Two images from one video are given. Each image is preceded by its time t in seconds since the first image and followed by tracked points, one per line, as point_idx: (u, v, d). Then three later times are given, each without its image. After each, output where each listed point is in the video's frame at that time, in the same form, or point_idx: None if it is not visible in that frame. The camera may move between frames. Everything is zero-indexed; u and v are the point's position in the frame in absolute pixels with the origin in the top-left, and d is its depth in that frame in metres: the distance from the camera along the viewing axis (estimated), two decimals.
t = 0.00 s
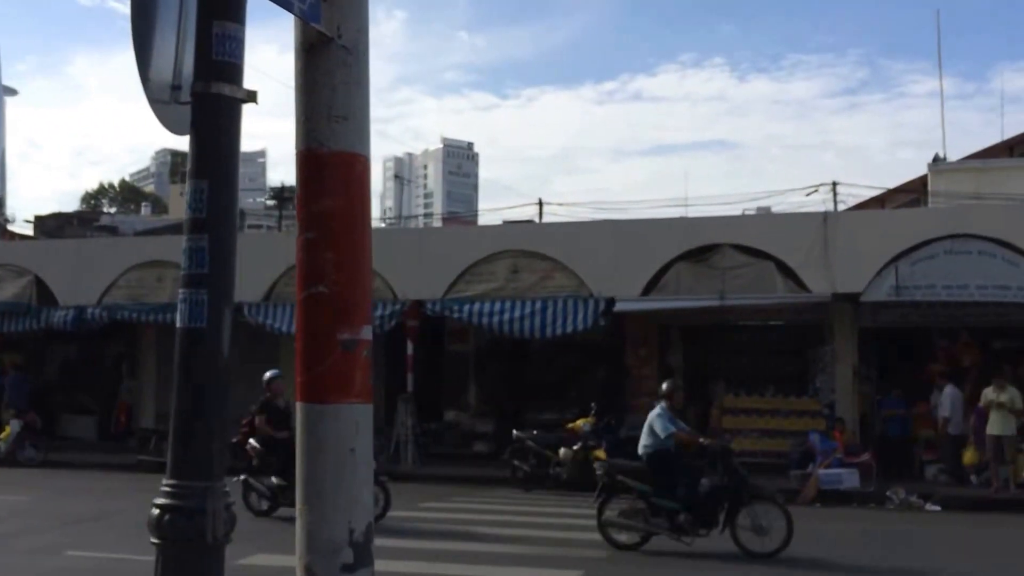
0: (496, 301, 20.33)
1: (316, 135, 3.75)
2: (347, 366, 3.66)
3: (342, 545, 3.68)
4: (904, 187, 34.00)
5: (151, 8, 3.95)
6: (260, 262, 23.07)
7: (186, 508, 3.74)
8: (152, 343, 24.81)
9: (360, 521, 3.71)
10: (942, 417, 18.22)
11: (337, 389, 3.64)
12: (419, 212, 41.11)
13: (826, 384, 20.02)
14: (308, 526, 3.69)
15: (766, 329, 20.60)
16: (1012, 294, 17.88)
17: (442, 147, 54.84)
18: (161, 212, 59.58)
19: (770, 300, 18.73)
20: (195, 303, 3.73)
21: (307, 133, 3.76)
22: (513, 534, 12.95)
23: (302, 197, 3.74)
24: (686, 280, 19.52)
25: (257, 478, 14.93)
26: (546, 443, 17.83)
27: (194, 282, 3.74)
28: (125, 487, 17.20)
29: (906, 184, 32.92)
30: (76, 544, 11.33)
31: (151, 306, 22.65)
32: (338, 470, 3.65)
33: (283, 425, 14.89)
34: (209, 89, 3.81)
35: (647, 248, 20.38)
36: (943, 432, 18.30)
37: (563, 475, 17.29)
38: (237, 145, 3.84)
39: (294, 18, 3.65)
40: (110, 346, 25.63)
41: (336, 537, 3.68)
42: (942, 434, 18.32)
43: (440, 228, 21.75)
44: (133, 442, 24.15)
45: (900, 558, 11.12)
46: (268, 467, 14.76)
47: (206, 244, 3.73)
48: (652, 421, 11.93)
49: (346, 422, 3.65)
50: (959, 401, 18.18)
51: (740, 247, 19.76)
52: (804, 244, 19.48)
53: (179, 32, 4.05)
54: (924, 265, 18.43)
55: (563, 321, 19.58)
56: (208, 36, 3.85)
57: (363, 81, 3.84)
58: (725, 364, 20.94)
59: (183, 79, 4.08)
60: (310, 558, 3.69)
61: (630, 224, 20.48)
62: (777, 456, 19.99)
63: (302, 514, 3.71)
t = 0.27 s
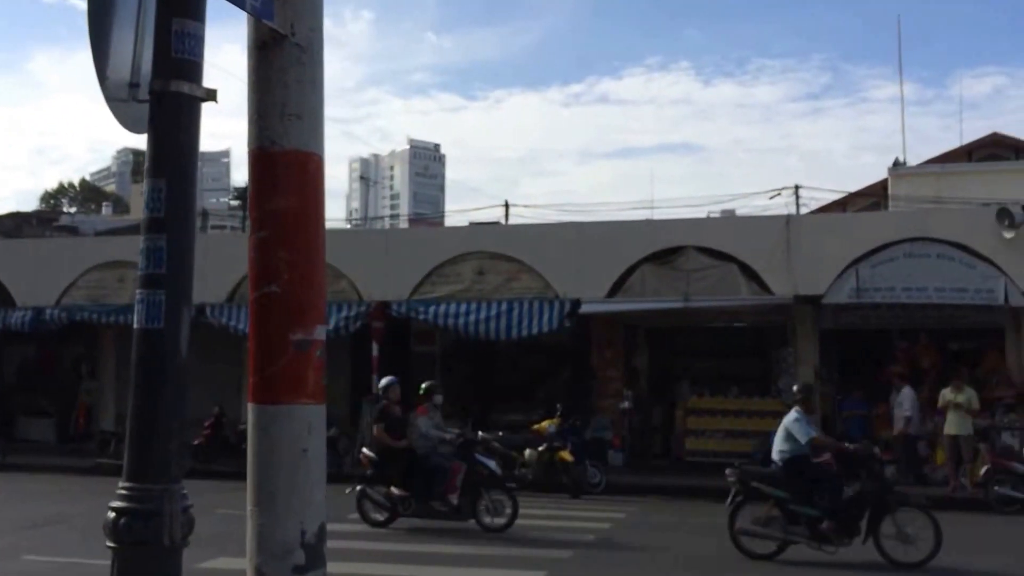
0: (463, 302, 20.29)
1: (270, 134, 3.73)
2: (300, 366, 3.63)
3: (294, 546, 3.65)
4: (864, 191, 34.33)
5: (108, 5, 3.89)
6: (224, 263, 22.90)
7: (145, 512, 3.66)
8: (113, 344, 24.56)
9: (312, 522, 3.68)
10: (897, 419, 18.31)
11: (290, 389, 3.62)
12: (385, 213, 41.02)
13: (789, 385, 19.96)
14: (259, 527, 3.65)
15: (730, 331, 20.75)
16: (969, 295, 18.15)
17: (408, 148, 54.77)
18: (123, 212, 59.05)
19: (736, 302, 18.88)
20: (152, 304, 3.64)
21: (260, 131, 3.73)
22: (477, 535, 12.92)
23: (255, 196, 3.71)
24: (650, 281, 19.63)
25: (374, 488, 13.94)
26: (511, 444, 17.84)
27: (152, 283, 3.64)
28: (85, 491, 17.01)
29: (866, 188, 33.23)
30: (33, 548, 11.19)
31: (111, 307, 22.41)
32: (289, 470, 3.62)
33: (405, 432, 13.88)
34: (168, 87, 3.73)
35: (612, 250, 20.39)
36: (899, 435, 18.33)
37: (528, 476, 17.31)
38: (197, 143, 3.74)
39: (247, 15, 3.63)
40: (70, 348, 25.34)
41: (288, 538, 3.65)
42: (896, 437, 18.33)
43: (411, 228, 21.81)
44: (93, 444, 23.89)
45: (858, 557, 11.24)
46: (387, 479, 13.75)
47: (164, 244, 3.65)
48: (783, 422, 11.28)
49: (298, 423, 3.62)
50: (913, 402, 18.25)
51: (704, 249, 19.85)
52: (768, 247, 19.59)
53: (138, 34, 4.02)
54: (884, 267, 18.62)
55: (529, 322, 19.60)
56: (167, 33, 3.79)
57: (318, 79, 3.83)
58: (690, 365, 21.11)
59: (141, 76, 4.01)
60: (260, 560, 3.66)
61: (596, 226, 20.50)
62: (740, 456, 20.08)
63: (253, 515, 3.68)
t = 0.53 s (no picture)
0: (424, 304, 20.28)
1: (221, 133, 3.73)
2: (250, 367, 3.63)
3: (245, 547, 3.65)
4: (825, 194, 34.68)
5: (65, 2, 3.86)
6: (186, 264, 22.74)
7: (101, 513, 3.63)
8: (72, 346, 24.31)
9: (263, 523, 3.68)
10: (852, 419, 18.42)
11: (241, 389, 3.61)
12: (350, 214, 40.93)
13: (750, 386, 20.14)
14: (209, 529, 3.65)
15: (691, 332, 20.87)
16: (925, 298, 18.40)
17: (373, 149, 54.67)
18: (84, 212, 58.50)
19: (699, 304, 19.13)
20: (109, 304, 3.62)
21: (212, 130, 3.73)
22: (440, 536, 12.91)
23: (207, 195, 3.71)
24: (613, 283, 19.72)
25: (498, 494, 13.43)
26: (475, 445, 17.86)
27: (109, 283, 3.62)
28: (43, 493, 16.82)
29: (827, 191, 33.57)
30: None
31: (70, 307, 22.20)
32: (242, 471, 3.62)
33: (534, 435, 13.54)
34: (126, 86, 3.69)
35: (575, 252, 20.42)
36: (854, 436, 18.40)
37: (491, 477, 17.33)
38: (157, 144, 3.73)
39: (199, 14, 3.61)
40: (28, 349, 25.06)
41: (239, 539, 3.64)
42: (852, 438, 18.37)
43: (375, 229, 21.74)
44: (52, 446, 23.63)
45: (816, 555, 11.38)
46: (519, 483, 13.28)
47: (121, 244, 3.64)
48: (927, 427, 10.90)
49: (250, 423, 3.62)
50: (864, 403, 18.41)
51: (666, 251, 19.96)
52: (729, 249, 19.73)
53: (95, 30, 3.98)
54: (842, 270, 18.84)
55: (493, 323, 19.64)
56: (125, 33, 3.73)
57: (273, 79, 3.83)
58: (652, 366, 21.22)
59: (99, 77, 3.97)
60: (211, 562, 3.65)
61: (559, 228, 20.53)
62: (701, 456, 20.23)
63: (204, 516, 3.67)
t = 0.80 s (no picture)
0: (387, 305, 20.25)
1: (174, 132, 3.73)
2: (203, 367, 3.63)
3: (196, 549, 3.65)
4: (785, 197, 34.96)
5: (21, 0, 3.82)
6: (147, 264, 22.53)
7: (55, 514, 3.61)
8: (29, 346, 24.01)
9: (215, 525, 3.68)
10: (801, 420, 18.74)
11: (192, 390, 3.62)
12: (313, 214, 40.76)
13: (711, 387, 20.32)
14: (160, 531, 3.66)
15: (653, 334, 20.97)
16: (882, 300, 18.65)
17: (337, 150, 54.51)
18: (43, 211, 57.87)
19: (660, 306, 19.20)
20: (65, 304, 3.59)
21: (164, 130, 3.73)
22: (401, 536, 12.87)
23: (159, 195, 3.71)
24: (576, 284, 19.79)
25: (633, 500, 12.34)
26: (438, 446, 17.85)
27: (64, 283, 3.59)
28: None
29: (787, 194, 33.85)
30: None
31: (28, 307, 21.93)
32: (193, 473, 3.63)
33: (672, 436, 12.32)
34: (83, 85, 3.66)
35: (539, 254, 20.47)
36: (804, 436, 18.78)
37: (454, 478, 17.33)
38: (115, 143, 3.69)
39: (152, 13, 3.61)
40: None
41: (190, 542, 3.65)
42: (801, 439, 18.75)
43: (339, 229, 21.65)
44: (8, 448, 23.33)
45: (775, 553, 11.49)
46: (659, 490, 12.17)
47: (77, 244, 3.61)
48: None
49: (201, 425, 3.62)
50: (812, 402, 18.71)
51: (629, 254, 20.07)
52: (692, 251, 19.85)
53: (51, 27, 3.94)
54: (802, 272, 19.07)
55: (457, 325, 19.63)
56: (83, 30, 3.70)
57: (227, 79, 3.83)
58: (614, 367, 21.27)
59: (56, 74, 3.92)
60: (162, 565, 3.65)
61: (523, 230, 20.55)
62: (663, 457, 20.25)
63: (154, 518, 3.68)
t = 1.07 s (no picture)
0: (350, 305, 20.20)
1: (128, 136, 3.83)
2: (158, 369, 3.75)
3: (149, 553, 3.77)
4: (747, 201, 35.21)
5: None
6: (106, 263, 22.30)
7: (7, 519, 3.53)
8: None
9: (167, 528, 3.81)
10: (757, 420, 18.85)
11: (146, 393, 3.73)
12: (277, 215, 40.51)
13: (672, 387, 20.52)
14: (113, 535, 3.77)
15: (616, 334, 21.03)
16: (841, 301, 18.82)
17: (302, 150, 54.26)
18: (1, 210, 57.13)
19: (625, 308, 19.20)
20: (20, 305, 3.55)
21: (118, 133, 3.83)
22: (362, 538, 12.82)
23: (113, 198, 3.80)
24: (540, 284, 19.83)
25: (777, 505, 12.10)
26: (402, 447, 17.79)
27: (19, 283, 3.55)
28: None
29: (749, 197, 34.11)
30: None
31: None
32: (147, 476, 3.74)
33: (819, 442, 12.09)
34: (41, 83, 3.62)
35: (502, 254, 20.49)
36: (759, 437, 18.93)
37: (417, 479, 17.30)
38: (72, 141, 3.65)
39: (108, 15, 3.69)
40: None
41: (143, 545, 3.76)
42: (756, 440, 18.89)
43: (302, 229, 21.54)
44: None
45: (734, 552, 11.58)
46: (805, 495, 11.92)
47: (33, 243, 3.56)
48: None
49: (155, 428, 3.74)
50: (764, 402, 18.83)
51: (593, 255, 20.12)
52: (655, 253, 19.95)
53: (7, 24, 3.90)
54: (762, 275, 19.17)
55: (421, 325, 19.63)
56: (40, 29, 3.66)
57: (181, 82, 3.96)
58: (577, 369, 21.32)
59: (13, 73, 3.88)
60: (114, 567, 3.76)
61: (487, 230, 20.55)
62: (625, 457, 20.39)
63: (107, 522, 3.78)
